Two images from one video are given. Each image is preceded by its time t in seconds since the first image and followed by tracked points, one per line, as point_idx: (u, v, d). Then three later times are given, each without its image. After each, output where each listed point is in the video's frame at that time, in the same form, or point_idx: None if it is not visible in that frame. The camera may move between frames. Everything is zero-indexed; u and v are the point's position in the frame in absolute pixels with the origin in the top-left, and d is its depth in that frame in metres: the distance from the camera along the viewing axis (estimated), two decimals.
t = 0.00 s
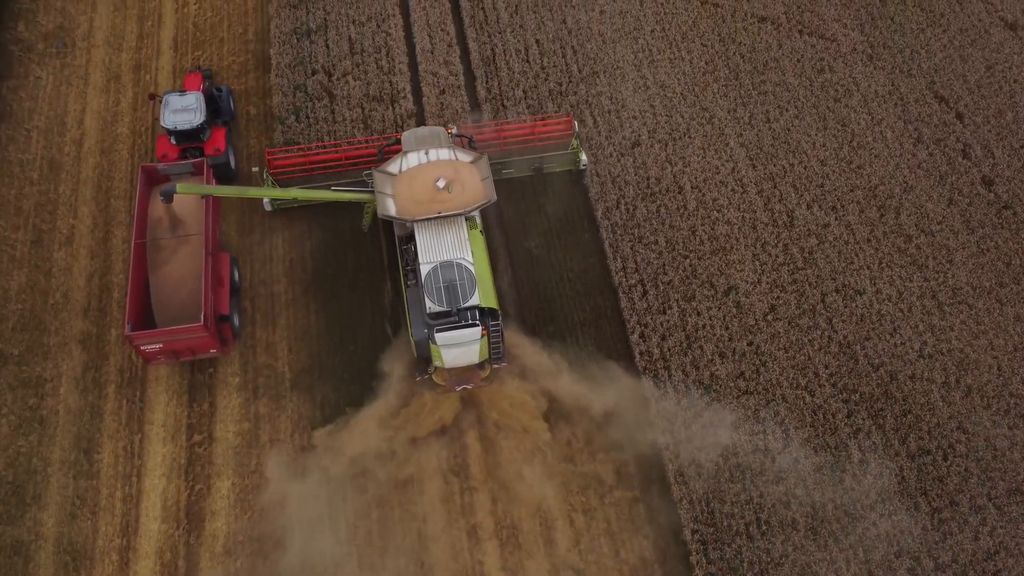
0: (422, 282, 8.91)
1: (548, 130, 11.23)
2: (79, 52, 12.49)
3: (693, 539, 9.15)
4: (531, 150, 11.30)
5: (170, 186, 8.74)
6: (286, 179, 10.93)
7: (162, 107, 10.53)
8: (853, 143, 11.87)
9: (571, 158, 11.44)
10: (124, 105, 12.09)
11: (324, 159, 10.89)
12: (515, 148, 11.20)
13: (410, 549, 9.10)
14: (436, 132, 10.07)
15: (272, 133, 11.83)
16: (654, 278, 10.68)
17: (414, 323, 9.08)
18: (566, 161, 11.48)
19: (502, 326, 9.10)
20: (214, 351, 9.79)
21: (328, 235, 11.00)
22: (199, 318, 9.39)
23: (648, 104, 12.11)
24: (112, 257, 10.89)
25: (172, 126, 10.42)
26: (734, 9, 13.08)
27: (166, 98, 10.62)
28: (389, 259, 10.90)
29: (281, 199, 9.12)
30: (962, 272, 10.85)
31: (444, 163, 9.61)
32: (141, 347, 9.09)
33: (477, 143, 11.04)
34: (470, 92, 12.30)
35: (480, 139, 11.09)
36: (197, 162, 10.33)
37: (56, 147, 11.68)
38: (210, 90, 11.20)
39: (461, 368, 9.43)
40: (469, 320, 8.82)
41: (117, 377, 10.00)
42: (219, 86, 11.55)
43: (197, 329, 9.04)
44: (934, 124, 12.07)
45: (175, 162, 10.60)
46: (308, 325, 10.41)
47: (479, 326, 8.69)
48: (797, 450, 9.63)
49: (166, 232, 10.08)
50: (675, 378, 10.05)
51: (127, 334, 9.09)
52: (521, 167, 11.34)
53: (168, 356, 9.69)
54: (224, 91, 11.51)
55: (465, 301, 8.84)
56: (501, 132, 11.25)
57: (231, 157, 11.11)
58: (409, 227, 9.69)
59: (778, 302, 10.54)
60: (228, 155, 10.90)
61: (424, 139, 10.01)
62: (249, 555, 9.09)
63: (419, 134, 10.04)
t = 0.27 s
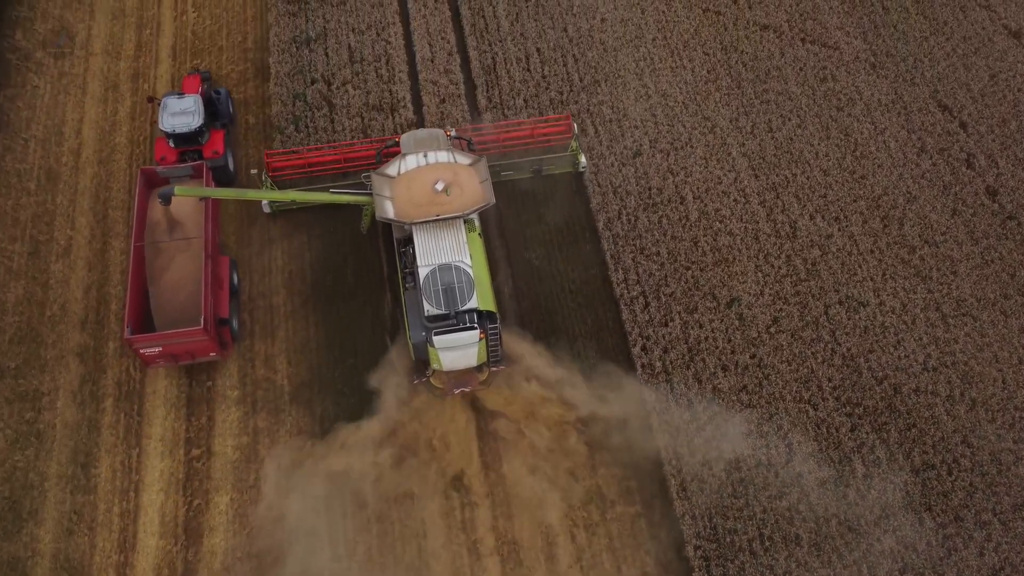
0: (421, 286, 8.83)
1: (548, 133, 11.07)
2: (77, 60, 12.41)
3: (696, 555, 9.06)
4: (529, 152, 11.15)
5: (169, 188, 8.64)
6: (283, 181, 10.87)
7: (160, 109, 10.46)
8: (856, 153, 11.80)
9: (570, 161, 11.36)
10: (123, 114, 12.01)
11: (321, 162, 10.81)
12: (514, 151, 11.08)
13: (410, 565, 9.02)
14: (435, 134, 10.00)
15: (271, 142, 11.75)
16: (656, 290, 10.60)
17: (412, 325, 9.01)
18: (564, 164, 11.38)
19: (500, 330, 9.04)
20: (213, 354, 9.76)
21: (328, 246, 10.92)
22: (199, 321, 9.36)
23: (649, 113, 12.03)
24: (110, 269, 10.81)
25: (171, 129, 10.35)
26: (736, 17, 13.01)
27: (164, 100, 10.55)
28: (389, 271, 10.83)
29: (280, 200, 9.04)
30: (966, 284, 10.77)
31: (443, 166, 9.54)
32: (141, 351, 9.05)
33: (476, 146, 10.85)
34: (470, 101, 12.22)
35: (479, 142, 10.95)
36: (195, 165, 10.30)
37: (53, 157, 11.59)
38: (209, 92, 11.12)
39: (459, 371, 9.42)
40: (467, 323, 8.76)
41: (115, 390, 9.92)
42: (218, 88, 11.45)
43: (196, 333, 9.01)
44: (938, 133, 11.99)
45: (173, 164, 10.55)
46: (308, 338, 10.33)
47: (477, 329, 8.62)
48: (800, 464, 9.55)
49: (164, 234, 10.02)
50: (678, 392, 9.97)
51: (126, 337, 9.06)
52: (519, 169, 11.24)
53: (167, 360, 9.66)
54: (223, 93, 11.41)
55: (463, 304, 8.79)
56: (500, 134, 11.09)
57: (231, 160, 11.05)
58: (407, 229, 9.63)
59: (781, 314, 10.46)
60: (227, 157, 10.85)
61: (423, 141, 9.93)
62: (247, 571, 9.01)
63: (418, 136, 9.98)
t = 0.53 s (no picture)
0: (419, 287, 8.70)
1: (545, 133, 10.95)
2: (75, 68, 12.33)
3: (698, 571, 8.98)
4: (527, 154, 11.01)
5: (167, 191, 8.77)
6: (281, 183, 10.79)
7: (159, 111, 10.39)
8: (859, 162, 11.72)
9: (569, 163, 11.26)
10: (121, 123, 11.94)
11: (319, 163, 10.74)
12: (511, 152, 10.92)
13: None
14: (434, 136, 10.01)
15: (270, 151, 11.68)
16: (657, 301, 10.52)
17: (411, 328, 9.01)
18: (562, 166, 11.30)
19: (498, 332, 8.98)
20: (211, 357, 9.68)
21: (327, 257, 10.85)
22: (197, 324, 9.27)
23: (650, 122, 11.95)
24: (108, 280, 10.73)
25: (170, 131, 10.27)
26: (738, 25, 12.92)
27: (163, 102, 10.46)
28: (389, 282, 10.76)
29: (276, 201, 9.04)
30: (970, 295, 10.68)
31: (442, 168, 9.50)
32: (138, 354, 8.96)
33: (475, 147, 10.76)
34: (471, 110, 12.14)
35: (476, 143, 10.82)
36: (195, 168, 10.24)
37: (51, 166, 11.51)
38: (207, 95, 11.04)
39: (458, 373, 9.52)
40: (465, 325, 8.67)
41: (112, 404, 9.84)
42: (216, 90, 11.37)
43: (193, 336, 8.91)
44: (941, 142, 11.91)
45: (172, 167, 10.47)
46: (307, 350, 10.26)
47: (475, 331, 8.55)
48: (803, 478, 9.48)
49: (162, 236, 9.95)
50: (679, 405, 9.89)
51: (124, 340, 8.96)
52: (516, 171, 11.19)
53: (165, 362, 9.57)
54: (222, 95, 11.33)
55: (462, 306, 8.69)
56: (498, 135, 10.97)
57: (229, 162, 11.03)
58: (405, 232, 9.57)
59: (783, 326, 10.39)
60: (226, 160, 10.82)
61: (422, 143, 9.95)
62: None
63: (417, 138, 9.98)
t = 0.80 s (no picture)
0: (417, 289, 8.64)
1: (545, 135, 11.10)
2: (73, 76, 12.27)
3: None
4: (525, 155, 11.16)
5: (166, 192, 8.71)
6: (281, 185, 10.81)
7: (158, 113, 10.36)
8: (862, 170, 11.65)
9: (568, 164, 11.26)
10: (119, 132, 11.87)
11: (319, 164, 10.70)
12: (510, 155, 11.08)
13: None
14: (434, 138, 9.81)
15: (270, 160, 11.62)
16: (659, 311, 10.46)
17: (409, 330, 8.93)
18: (561, 167, 11.31)
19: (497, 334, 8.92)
20: (210, 359, 9.62)
21: (327, 266, 10.79)
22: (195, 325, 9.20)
23: (651, 130, 11.88)
24: (106, 289, 10.66)
25: (169, 132, 10.24)
26: (740, 32, 12.86)
27: (162, 104, 10.44)
28: (389, 292, 10.69)
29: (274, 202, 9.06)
30: (973, 305, 10.62)
31: (441, 169, 9.45)
32: (137, 356, 8.89)
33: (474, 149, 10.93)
34: (471, 117, 12.08)
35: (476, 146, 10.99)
36: (193, 169, 10.12)
37: (49, 175, 11.44)
38: (206, 96, 10.99)
39: (457, 376, 9.42)
40: (464, 327, 8.58)
41: (110, 415, 9.77)
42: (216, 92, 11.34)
43: (192, 338, 8.84)
44: (944, 150, 11.85)
45: (171, 168, 10.40)
46: (306, 361, 10.19)
47: (474, 333, 8.47)
48: (805, 490, 9.41)
49: (161, 238, 9.89)
50: (681, 416, 9.82)
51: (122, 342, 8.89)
52: (514, 172, 11.21)
53: (164, 364, 9.51)
54: (221, 96, 11.27)
55: (460, 307, 8.60)
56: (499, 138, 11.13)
57: (229, 164, 10.97)
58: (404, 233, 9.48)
59: (786, 336, 10.32)
60: (225, 162, 10.75)
61: (422, 145, 9.75)
62: None
63: (416, 140, 9.78)
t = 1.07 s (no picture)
0: (415, 291, 8.58)
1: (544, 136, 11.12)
2: (71, 84, 12.19)
3: None
4: (524, 157, 11.20)
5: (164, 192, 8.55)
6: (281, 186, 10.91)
7: (156, 114, 10.30)
8: (865, 180, 11.57)
9: (567, 166, 11.30)
10: (117, 141, 11.79)
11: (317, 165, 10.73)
12: (509, 156, 11.13)
13: None
14: (432, 139, 9.81)
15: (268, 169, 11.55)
16: (660, 322, 10.38)
17: (407, 331, 8.82)
18: (560, 170, 11.34)
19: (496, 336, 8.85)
20: (209, 361, 9.56)
21: (326, 277, 10.71)
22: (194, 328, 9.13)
23: (653, 139, 11.81)
24: (103, 301, 10.58)
25: (166, 134, 10.16)
26: (741, 40, 12.78)
27: (160, 105, 10.38)
28: (389, 304, 10.61)
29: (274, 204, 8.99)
30: (977, 317, 10.53)
31: (440, 171, 9.32)
32: (135, 359, 8.81)
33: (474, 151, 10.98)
34: (471, 126, 12.01)
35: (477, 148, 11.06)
36: (191, 172, 10.02)
37: (46, 185, 11.37)
38: (204, 97, 10.93)
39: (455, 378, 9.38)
40: (462, 329, 8.48)
41: (108, 429, 9.69)
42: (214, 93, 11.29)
43: (191, 341, 8.76)
44: (947, 160, 11.77)
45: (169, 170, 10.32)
46: (305, 373, 10.12)
47: (473, 334, 8.38)
48: (809, 505, 9.33)
49: (159, 239, 9.82)
50: (683, 429, 9.73)
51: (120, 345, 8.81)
52: (513, 174, 11.21)
53: (162, 367, 9.44)
54: (220, 98, 11.20)
55: (459, 309, 8.53)
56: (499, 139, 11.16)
57: (227, 166, 10.88)
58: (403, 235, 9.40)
59: (788, 348, 10.25)
60: (222, 163, 10.67)
61: (420, 147, 9.78)
62: None
63: (415, 141, 9.80)
